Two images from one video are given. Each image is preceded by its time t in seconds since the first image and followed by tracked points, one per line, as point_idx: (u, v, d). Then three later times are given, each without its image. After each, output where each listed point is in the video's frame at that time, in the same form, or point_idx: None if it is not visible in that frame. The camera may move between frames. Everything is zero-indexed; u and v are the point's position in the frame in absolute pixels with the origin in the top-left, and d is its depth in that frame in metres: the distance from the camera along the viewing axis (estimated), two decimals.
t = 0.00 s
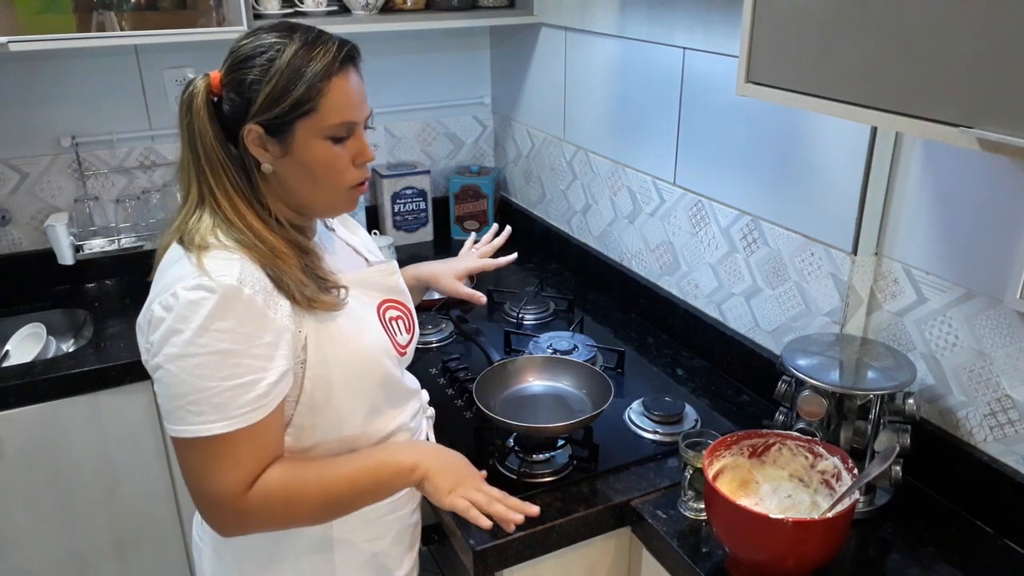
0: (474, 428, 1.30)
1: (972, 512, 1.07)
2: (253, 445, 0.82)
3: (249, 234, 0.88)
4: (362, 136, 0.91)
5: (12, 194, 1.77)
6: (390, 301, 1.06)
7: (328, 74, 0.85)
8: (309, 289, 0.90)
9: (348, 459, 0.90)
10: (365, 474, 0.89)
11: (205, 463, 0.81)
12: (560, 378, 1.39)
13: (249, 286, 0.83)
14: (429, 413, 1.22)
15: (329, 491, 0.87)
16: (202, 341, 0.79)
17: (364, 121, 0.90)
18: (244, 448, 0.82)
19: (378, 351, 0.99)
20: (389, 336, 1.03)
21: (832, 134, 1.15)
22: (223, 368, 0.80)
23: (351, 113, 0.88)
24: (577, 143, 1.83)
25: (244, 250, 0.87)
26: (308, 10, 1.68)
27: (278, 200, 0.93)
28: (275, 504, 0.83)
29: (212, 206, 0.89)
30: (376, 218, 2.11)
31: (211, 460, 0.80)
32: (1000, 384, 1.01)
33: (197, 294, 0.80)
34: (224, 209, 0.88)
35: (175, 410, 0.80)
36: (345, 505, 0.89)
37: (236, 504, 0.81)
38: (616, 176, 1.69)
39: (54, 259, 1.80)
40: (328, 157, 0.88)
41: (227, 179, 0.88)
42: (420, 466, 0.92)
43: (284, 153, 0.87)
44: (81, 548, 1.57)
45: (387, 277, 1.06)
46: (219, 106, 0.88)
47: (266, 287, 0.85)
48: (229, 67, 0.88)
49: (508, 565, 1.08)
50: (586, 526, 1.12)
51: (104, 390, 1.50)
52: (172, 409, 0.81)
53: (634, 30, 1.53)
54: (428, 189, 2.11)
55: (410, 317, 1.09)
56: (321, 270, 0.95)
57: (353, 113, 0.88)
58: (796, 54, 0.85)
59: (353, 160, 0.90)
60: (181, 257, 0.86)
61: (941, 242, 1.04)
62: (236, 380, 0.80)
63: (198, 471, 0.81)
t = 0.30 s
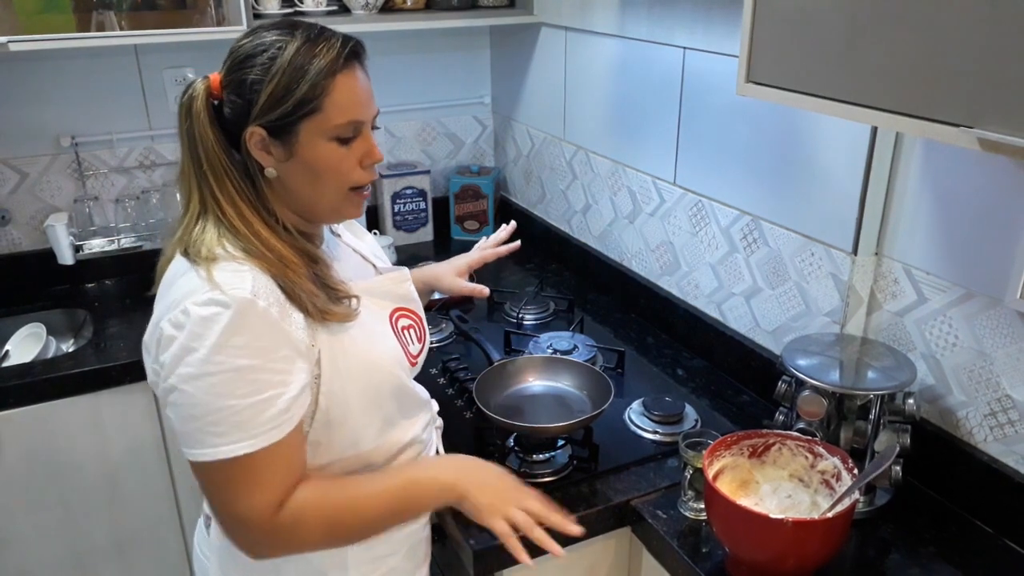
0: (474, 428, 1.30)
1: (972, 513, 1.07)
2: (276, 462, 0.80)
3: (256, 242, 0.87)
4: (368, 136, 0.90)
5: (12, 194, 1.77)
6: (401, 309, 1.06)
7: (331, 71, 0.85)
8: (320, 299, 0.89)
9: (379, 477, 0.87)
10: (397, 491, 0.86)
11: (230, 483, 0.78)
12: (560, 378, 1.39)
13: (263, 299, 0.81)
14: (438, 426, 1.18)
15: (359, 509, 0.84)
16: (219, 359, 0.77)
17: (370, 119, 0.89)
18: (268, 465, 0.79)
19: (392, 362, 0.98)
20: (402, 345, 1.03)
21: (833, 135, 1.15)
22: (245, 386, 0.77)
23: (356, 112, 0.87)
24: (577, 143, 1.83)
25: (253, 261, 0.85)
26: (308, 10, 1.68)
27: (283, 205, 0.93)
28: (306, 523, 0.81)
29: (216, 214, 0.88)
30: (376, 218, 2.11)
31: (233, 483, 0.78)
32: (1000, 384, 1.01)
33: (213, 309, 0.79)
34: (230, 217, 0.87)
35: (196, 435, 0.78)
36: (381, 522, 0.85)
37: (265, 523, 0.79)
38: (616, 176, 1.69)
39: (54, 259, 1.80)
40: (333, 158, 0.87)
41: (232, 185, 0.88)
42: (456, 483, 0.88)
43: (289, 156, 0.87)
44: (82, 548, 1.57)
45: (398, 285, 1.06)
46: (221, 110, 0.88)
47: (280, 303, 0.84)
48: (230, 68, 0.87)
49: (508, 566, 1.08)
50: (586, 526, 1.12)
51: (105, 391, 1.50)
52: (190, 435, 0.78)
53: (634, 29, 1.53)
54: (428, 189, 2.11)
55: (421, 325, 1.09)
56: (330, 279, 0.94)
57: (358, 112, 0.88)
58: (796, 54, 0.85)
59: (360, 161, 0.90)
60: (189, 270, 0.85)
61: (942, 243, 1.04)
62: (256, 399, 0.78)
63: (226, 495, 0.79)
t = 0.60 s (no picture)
0: (474, 427, 1.30)
1: (972, 512, 1.07)
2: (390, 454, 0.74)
3: (282, 256, 0.82)
4: (391, 146, 0.85)
5: (12, 194, 1.77)
6: (419, 315, 1.04)
7: (361, 79, 0.79)
8: (354, 310, 0.85)
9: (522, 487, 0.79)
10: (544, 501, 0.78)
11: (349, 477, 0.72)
12: (560, 378, 1.40)
13: (311, 313, 0.77)
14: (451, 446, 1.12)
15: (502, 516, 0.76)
16: (283, 376, 0.72)
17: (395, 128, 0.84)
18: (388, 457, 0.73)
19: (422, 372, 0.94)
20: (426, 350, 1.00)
21: (833, 135, 1.15)
22: (315, 397, 0.72)
23: (384, 121, 0.82)
24: (577, 143, 1.83)
25: (283, 276, 0.80)
26: (308, 10, 1.68)
27: (299, 216, 0.86)
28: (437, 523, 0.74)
29: (233, 228, 0.82)
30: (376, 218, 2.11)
31: (340, 480, 0.72)
32: (1000, 384, 1.01)
33: (268, 331, 0.73)
34: (251, 231, 0.81)
35: (279, 461, 0.72)
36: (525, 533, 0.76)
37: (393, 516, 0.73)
38: (616, 176, 1.69)
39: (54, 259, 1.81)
40: (360, 168, 0.82)
41: (251, 197, 0.81)
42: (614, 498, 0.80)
43: (313, 166, 0.81)
44: (82, 547, 1.57)
45: (415, 291, 1.04)
46: (234, 116, 0.81)
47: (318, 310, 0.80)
48: (245, 71, 0.80)
49: (507, 565, 1.08)
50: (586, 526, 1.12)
51: (105, 391, 1.50)
52: (269, 461, 0.73)
53: (634, 29, 1.53)
54: (428, 189, 2.12)
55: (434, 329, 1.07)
56: (354, 289, 0.89)
57: (386, 120, 0.82)
58: (795, 54, 0.86)
59: (383, 171, 0.84)
60: (215, 290, 0.79)
61: (942, 243, 1.04)
62: (336, 401, 0.72)
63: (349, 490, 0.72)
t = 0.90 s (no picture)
0: (474, 427, 1.31)
1: (971, 512, 1.07)
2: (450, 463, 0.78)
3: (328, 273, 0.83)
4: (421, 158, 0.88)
5: (13, 194, 1.78)
6: (430, 317, 1.08)
7: (411, 96, 0.81)
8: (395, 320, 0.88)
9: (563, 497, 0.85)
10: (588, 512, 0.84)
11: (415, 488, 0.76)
12: (560, 377, 1.40)
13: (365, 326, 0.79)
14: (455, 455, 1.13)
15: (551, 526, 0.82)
16: (347, 396, 0.73)
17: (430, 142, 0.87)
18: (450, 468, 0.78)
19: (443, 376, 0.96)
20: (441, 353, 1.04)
21: (832, 136, 1.16)
22: (381, 410, 0.74)
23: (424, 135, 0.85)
24: (577, 143, 1.83)
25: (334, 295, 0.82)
26: (308, 11, 1.69)
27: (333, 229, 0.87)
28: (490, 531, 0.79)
29: (280, 244, 0.81)
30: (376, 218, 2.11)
31: (404, 489, 0.75)
32: (999, 384, 1.02)
33: (331, 349, 0.74)
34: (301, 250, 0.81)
35: (348, 478, 0.75)
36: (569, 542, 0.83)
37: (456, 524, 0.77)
38: (616, 176, 1.70)
39: (55, 259, 1.81)
40: (401, 183, 0.84)
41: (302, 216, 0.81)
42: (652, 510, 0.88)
43: (360, 181, 0.82)
44: (83, 546, 1.57)
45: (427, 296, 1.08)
46: (280, 128, 0.79)
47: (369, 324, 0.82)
48: (293, 82, 0.79)
49: (508, 565, 1.08)
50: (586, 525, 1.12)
51: (106, 391, 1.50)
52: (338, 478, 0.75)
53: (634, 30, 1.54)
54: (428, 189, 2.12)
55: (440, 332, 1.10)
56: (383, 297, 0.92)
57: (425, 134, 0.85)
58: (795, 55, 0.86)
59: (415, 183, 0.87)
60: (269, 310, 0.78)
61: (941, 244, 1.05)
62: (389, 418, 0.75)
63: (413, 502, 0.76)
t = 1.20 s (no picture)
0: (474, 427, 1.31)
1: (971, 512, 1.07)
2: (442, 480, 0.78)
3: (325, 271, 0.83)
4: (422, 158, 0.87)
5: (13, 194, 1.78)
6: (431, 319, 1.08)
7: (396, 93, 0.80)
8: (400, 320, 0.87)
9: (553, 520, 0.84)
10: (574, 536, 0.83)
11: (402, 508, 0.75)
12: (560, 377, 1.40)
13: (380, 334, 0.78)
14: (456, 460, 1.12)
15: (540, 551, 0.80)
16: (363, 402, 0.73)
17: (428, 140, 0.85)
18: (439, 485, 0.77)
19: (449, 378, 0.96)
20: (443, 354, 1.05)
21: (832, 136, 1.16)
22: (390, 420, 0.74)
23: (419, 133, 0.83)
24: (577, 143, 1.83)
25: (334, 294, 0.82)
26: (308, 11, 1.69)
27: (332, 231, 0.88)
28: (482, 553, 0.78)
29: (276, 247, 0.81)
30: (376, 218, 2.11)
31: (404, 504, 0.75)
32: (999, 384, 1.02)
33: (346, 356, 0.74)
34: (294, 248, 0.82)
35: (355, 487, 0.74)
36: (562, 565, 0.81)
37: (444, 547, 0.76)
38: (616, 176, 1.70)
39: (55, 259, 1.81)
40: (393, 183, 0.83)
41: (291, 214, 0.81)
42: (639, 539, 0.86)
43: (348, 181, 0.82)
44: (83, 545, 1.57)
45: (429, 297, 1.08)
46: (265, 130, 0.81)
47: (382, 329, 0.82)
48: (276, 85, 0.81)
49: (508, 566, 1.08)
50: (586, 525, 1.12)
51: (106, 391, 1.50)
52: (348, 487, 0.74)
53: (634, 30, 1.54)
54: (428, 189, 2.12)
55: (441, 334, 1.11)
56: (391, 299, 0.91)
57: (420, 132, 0.84)
58: (795, 55, 0.86)
59: (415, 183, 0.86)
60: (284, 315, 0.78)
61: (941, 244, 1.05)
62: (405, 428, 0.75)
63: (405, 522, 0.76)
